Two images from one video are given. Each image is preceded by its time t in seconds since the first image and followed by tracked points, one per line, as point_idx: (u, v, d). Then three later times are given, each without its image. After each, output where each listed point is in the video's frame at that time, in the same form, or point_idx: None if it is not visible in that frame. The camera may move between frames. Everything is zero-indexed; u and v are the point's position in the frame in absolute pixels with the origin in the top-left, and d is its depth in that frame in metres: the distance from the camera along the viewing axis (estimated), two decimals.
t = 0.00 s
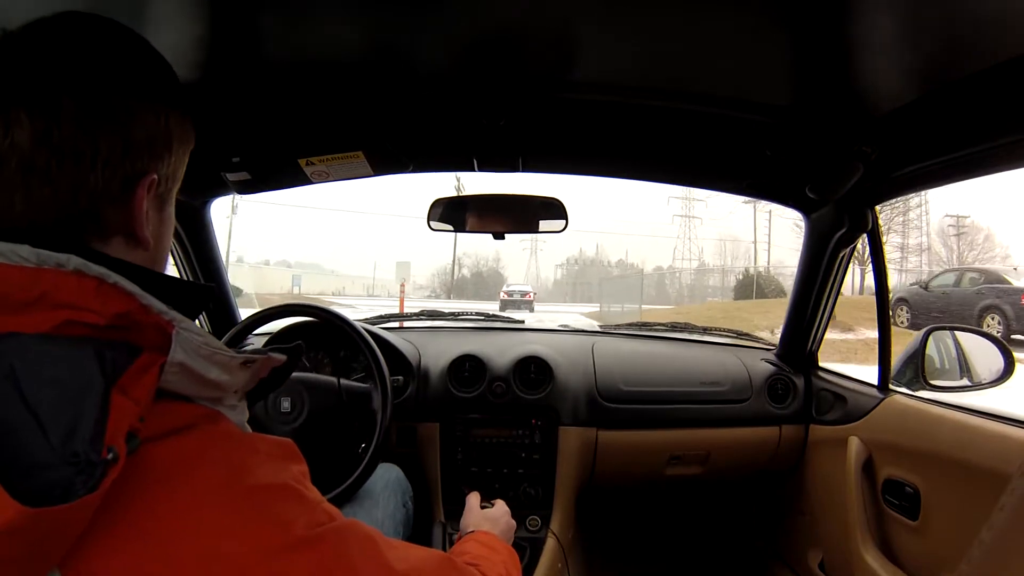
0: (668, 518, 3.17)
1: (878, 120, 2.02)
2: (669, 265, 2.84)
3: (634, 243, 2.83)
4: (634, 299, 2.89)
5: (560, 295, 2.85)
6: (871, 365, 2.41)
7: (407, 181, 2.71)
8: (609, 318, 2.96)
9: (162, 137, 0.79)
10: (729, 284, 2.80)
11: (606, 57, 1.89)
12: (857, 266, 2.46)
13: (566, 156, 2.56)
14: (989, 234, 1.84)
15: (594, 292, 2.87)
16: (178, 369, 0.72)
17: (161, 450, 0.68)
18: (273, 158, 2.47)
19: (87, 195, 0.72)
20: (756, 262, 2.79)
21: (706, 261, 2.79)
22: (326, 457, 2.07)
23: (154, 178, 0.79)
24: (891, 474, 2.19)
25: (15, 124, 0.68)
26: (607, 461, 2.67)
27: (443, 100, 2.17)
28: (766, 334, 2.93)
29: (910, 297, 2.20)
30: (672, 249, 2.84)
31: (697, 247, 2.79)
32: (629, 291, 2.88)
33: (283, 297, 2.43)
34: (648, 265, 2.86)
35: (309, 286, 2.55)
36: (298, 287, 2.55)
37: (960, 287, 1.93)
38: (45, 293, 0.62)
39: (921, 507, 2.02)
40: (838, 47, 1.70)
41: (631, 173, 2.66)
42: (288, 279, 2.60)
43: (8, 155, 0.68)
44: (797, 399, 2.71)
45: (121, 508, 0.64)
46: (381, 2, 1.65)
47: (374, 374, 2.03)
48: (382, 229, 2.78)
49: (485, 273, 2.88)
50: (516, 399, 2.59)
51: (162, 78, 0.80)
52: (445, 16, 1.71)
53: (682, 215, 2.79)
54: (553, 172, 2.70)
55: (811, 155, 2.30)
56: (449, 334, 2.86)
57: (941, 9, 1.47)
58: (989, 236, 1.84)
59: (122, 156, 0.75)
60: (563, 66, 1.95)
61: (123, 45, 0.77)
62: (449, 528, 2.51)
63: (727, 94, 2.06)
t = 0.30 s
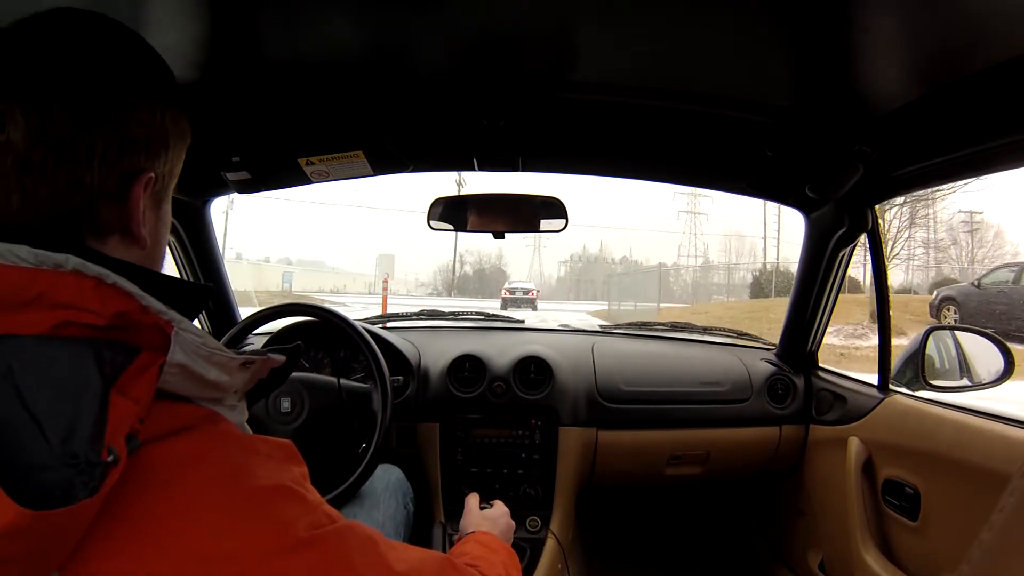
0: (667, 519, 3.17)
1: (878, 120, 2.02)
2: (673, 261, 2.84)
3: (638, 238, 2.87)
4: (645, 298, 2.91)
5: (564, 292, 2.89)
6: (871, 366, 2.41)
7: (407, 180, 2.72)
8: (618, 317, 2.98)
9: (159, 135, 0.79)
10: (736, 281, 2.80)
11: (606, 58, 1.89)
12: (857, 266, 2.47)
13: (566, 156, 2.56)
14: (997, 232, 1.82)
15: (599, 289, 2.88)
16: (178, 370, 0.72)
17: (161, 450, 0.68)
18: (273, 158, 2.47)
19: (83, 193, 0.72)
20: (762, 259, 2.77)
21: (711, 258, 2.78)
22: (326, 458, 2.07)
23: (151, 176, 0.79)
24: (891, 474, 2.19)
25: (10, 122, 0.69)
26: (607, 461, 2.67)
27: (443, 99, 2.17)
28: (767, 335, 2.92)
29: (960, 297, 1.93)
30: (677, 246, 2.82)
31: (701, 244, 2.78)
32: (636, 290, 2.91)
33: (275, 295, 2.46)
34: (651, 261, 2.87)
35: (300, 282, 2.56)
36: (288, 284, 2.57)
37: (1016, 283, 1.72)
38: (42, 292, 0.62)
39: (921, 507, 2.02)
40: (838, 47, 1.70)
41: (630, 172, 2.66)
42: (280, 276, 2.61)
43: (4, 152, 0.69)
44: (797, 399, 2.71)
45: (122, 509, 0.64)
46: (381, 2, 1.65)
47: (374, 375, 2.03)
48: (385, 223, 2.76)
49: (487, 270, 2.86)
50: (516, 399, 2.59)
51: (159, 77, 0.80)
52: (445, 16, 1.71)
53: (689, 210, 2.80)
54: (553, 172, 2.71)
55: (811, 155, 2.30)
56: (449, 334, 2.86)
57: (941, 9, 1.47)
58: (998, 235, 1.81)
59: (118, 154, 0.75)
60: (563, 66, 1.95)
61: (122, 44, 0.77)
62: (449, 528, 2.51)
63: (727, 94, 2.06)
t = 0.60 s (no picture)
0: (667, 519, 3.17)
1: (878, 120, 2.02)
2: (678, 258, 2.86)
3: (643, 238, 2.86)
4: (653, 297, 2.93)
5: (568, 290, 2.92)
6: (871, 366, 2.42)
7: (407, 180, 2.72)
8: (626, 317, 3.00)
9: (158, 136, 0.79)
10: (742, 280, 2.81)
11: (607, 58, 1.89)
12: (858, 266, 2.47)
13: (566, 156, 2.56)
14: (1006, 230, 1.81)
15: (603, 288, 2.92)
16: (178, 365, 0.72)
17: (160, 447, 0.69)
18: (273, 158, 2.47)
19: (81, 192, 0.72)
20: (769, 258, 2.78)
21: (716, 256, 2.80)
22: (326, 458, 2.07)
23: (149, 176, 0.78)
24: (891, 474, 2.19)
25: (11, 121, 0.69)
26: (607, 462, 2.67)
27: (443, 99, 2.17)
28: (767, 335, 2.93)
29: (1016, 297, 1.76)
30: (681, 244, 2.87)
31: (707, 242, 2.81)
32: (642, 288, 2.93)
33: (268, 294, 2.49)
34: (656, 260, 2.88)
35: (293, 281, 2.57)
36: (280, 282, 2.59)
37: None
38: (44, 289, 0.61)
39: (921, 507, 2.02)
40: (838, 47, 1.70)
41: (630, 172, 2.66)
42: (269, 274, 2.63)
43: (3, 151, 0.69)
44: (797, 399, 2.71)
45: (121, 504, 0.64)
46: (381, 2, 1.65)
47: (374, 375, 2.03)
48: (387, 219, 2.78)
49: (490, 268, 2.85)
50: (516, 399, 2.59)
51: (160, 77, 0.80)
52: (445, 15, 1.71)
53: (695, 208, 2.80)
54: (553, 172, 2.71)
55: (810, 155, 2.30)
56: (450, 334, 2.86)
57: (941, 9, 1.47)
58: (1006, 235, 1.80)
59: (116, 154, 0.75)
60: (563, 66, 1.95)
61: (124, 44, 0.77)
62: (449, 528, 2.51)
63: (727, 94, 2.06)
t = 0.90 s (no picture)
0: (667, 519, 3.17)
1: (878, 119, 2.02)
2: (681, 260, 2.86)
3: (646, 239, 2.87)
4: (662, 299, 2.92)
5: (569, 292, 2.91)
6: (871, 366, 2.41)
7: (407, 180, 2.72)
8: (633, 317, 3.01)
9: (157, 139, 0.79)
10: (746, 282, 2.79)
11: (607, 58, 1.89)
12: (858, 265, 2.47)
13: (565, 156, 2.56)
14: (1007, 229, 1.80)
15: (606, 289, 2.91)
16: (179, 364, 0.72)
17: (161, 443, 0.69)
18: (273, 158, 2.47)
19: (79, 193, 0.72)
20: (772, 259, 2.78)
21: (718, 257, 2.81)
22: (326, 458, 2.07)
23: (147, 179, 0.78)
24: (891, 474, 2.19)
25: (10, 122, 0.69)
26: (607, 462, 2.67)
27: (443, 99, 2.17)
28: (767, 335, 2.92)
29: None
30: (686, 244, 2.88)
31: (711, 240, 2.81)
32: (646, 290, 2.93)
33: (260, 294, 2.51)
34: (659, 261, 2.88)
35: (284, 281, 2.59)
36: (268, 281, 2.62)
37: None
38: (45, 288, 0.61)
39: (921, 507, 2.02)
40: (838, 47, 1.70)
41: (630, 172, 2.67)
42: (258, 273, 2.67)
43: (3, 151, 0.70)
44: (797, 399, 2.71)
45: (123, 501, 0.64)
46: (381, 2, 1.65)
47: (374, 375, 2.03)
48: (389, 218, 2.77)
49: (494, 270, 2.85)
50: (516, 399, 2.59)
51: (160, 80, 0.80)
52: (445, 16, 1.71)
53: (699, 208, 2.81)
54: (552, 172, 2.71)
55: (811, 155, 2.30)
56: (450, 334, 2.85)
57: (941, 9, 1.47)
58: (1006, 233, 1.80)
59: (113, 156, 0.74)
60: (564, 66, 1.95)
61: (125, 46, 0.77)
62: (450, 528, 2.51)
63: (728, 94, 2.06)
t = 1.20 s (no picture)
0: (667, 519, 3.17)
1: (878, 119, 2.02)
2: (683, 262, 2.86)
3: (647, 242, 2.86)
4: (662, 301, 2.93)
5: (569, 294, 2.90)
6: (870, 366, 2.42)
7: (407, 180, 2.72)
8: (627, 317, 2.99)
9: (153, 141, 0.79)
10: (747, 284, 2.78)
11: (607, 58, 1.89)
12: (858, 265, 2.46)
13: (565, 156, 2.56)
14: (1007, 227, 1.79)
15: (606, 291, 2.89)
16: (177, 361, 0.72)
17: (160, 440, 0.69)
18: (273, 158, 2.47)
19: (77, 194, 0.72)
20: (771, 262, 2.78)
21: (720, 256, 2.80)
22: (326, 459, 2.07)
23: (142, 180, 0.78)
24: (891, 474, 2.19)
25: (8, 126, 0.69)
26: (607, 462, 2.67)
27: (444, 99, 2.17)
28: (767, 335, 2.93)
29: None
30: (687, 245, 2.87)
31: (715, 241, 2.81)
32: (648, 292, 2.92)
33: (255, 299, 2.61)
34: (660, 263, 2.87)
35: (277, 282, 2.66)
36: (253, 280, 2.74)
37: None
38: (46, 287, 0.61)
39: (921, 507, 2.02)
40: (838, 47, 1.70)
41: (630, 172, 2.67)
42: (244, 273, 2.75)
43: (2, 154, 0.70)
44: (797, 399, 2.71)
45: (122, 497, 0.65)
46: (381, 2, 1.65)
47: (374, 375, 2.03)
48: (390, 218, 2.77)
49: (492, 271, 2.85)
50: (516, 399, 2.59)
51: (154, 83, 0.80)
52: (445, 16, 1.71)
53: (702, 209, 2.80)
54: (552, 172, 2.71)
55: (810, 155, 2.30)
56: (450, 334, 2.85)
57: (941, 9, 1.47)
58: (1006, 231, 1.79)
59: (111, 157, 0.75)
60: (564, 66, 1.95)
61: (119, 48, 0.77)
62: (450, 528, 2.51)
63: (728, 94, 2.06)
